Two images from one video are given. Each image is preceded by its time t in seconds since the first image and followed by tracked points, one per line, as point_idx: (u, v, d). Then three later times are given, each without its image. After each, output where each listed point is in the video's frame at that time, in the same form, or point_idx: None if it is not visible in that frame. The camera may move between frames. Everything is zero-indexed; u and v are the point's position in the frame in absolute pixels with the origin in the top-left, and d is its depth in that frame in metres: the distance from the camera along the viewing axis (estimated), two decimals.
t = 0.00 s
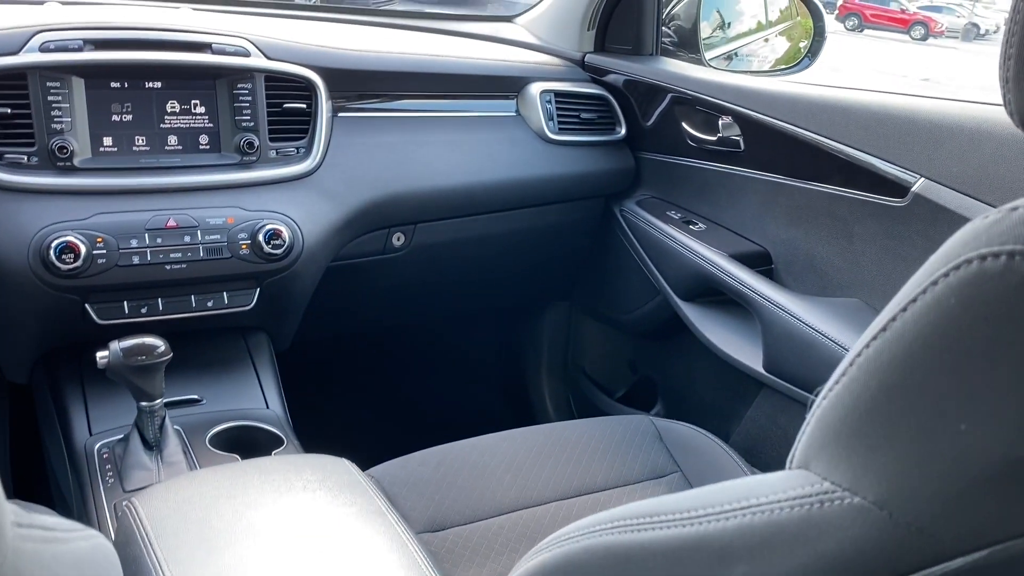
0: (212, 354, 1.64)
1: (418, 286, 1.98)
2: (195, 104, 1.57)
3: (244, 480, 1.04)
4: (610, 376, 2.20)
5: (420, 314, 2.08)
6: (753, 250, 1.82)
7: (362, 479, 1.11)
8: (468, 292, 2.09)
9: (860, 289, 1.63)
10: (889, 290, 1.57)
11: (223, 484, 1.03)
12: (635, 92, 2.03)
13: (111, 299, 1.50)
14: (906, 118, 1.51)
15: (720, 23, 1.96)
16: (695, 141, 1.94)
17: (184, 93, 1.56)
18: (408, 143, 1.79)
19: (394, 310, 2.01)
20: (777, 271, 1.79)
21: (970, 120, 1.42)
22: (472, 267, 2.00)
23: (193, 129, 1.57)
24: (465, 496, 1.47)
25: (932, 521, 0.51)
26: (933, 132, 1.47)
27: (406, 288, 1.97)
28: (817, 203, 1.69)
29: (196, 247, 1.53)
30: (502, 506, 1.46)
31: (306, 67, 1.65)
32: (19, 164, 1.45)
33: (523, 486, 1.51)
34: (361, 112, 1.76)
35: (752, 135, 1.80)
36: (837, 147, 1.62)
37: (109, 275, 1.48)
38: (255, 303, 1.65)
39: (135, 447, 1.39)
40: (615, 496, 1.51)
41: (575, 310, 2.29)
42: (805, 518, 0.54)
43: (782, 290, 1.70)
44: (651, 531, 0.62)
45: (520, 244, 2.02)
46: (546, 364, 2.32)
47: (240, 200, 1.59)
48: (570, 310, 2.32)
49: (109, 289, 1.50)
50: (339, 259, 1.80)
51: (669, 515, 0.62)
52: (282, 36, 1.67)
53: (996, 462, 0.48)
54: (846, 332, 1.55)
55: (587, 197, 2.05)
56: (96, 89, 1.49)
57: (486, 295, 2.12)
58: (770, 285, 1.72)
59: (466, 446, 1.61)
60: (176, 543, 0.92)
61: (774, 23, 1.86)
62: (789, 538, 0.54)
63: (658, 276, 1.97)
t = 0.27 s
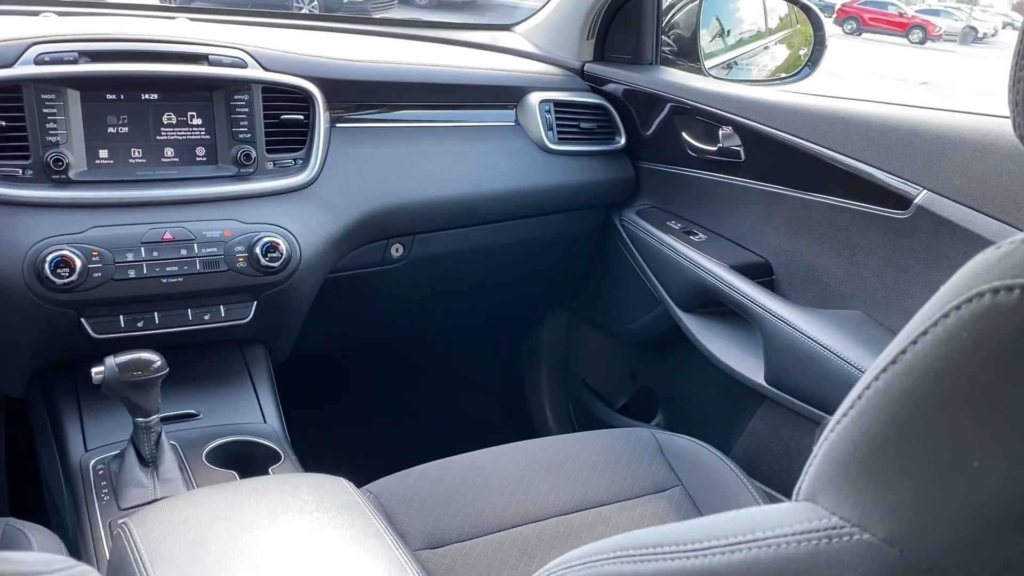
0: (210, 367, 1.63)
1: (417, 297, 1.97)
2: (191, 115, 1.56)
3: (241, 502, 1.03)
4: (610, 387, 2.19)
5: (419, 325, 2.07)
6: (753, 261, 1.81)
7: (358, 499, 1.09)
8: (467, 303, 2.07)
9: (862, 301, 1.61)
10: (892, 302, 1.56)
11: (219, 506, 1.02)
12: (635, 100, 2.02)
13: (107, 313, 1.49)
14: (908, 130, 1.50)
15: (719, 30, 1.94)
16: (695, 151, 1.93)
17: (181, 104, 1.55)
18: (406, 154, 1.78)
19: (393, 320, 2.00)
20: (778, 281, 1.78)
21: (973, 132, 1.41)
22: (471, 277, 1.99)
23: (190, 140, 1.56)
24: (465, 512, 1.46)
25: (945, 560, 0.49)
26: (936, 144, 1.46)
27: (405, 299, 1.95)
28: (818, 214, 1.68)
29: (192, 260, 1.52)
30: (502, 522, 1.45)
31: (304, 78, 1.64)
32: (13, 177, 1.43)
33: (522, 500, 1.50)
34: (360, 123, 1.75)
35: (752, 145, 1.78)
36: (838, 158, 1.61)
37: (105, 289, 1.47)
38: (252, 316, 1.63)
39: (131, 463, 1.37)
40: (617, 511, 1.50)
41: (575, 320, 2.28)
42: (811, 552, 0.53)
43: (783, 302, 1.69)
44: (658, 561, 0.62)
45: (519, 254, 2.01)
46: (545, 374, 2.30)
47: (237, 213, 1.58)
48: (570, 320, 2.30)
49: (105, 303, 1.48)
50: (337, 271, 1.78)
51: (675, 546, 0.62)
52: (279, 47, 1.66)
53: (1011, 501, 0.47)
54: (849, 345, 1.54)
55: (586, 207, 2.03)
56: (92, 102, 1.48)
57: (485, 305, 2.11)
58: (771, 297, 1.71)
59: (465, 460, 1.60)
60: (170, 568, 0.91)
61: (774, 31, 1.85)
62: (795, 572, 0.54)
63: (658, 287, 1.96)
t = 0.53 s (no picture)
0: (213, 375, 1.62)
1: (421, 304, 1.96)
2: (194, 122, 1.55)
3: (244, 516, 1.02)
4: (614, 394, 2.17)
5: (422, 332, 2.05)
6: (759, 268, 1.79)
7: (363, 512, 1.08)
8: (471, 309, 2.06)
9: (869, 309, 1.60)
10: (899, 310, 1.55)
11: (223, 520, 1.01)
12: (639, 106, 2.01)
13: (109, 322, 1.48)
14: (917, 137, 1.49)
15: (723, 35, 1.95)
16: (700, 157, 1.91)
17: (183, 111, 1.54)
18: (410, 160, 1.77)
19: (396, 328, 1.99)
20: (784, 289, 1.77)
21: (982, 139, 1.40)
22: (474, 284, 1.98)
23: (192, 147, 1.55)
24: (470, 523, 1.45)
25: None
26: (945, 151, 1.45)
27: (408, 306, 1.94)
28: (825, 220, 1.67)
29: (195, 268, 1.51)
30: (506, 532, 1.43)
31: (307, 85, 1.63)
32: (15, 185, 1.42)
33: (527, 510, 1.48)
34: (363, 129, 1.74)
35: (758, 152, 1.77)
36: (845, 165, 1.60)
37: (107, 298, 1.46)
38: (255, 324, 1.62)
39: (133, 474, 1.36)
40: (623, 521, 1.48)
41: (579, 326, 2.27)
42: None
43: (789, 309, 1.68)
44: None
45: (523, 260, 2.00)
46: (549, 380, 2.29)
47: (240, 220, 1.57)
48: (574, 326, 2.29)
49: (107, 312, 1.47)
50: (340, 278, 1.77)
51: (688, 566, 0.61)
52: (282, 53, 1.65)
53: None
54: (857, 354, 1.52)
55: (591, 213, 2.02)
56: (94, 109, 1.47)
57: (489, 312, 2.10)
58: (777, 304, 1.69)
59: (469, 469, 1.59)
60: None
61: (780, 35, 1.85)
62: None
63: (663, 293, 1.94)
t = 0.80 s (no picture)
0: (218, 382, 1.61)
1: (426, 309, 1.95)
2: (199, 128, 1.54)
3: (249, 528, 1.01)
4: (621, 399, 2.16)
5: (428, 337, 2.04)
6: (769, 274, 1.78)
7: (369, 525, 1.07)
8: (477, 313, 2.05)
9: (881, 316, 1.58)
10: (911, 318, 1.53)
11: (229, 532, 1.00)
12: (647, 110, 2.00)
13: (114, 328, 1.47)
14: (929, 142, 1.47)
15: (731, 38, 1.95)
16: (709, 161, 1.90)
17: (188, 116, 1.53)
18: (416, 165, 1.76)
19: (402, 333, 1.98)
20: (794, 295, 1.75)
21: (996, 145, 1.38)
22: (480, 289, 1.97)
23: (198, 153, 1.54)
24: (476, 532, 1.43)
25: None
26: (958, 157, 1.43)
27: (415, 311, 1.93)
28: (834, 225, 1.65)
29: (200, 275, 1.50)
30: (513, 542, 1.42)
31: (313, 89, 1.62)
32: (20, 191, 1.41)
33: (534, 519, 1.47)
34: (369, 134, 1.73)
35: (768, 157, 1.76)
36: (855, 171, 1.58)
37: (111, 304, 1.45)
38: (261, 330, 1.61)
39: (137, 483, 1.35)
40: (632, 531, 1.46)
41: (586, 331, 2.25)
42: None
43: (798, 316, 1.66)
44: None
45: (530, 265, 1.98)
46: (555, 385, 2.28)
47: (245, 226, 1.56)
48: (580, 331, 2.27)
49: (112, 319, 1.46)
50: (346, 284, 1.76)
51: None
52: (288, 58, 1.64)
53: None
54: (868, 362, 1.50)
55: (598, 218, 2.01)
56: (99, 114, 1.46)
57: (494, 317, 2.09)
58: (785, 310, 1.68)
59: (475, 477, 1.57)
60: None
61: (789, 38, 1.88)
62: None
63: (671, 298, 1.92)
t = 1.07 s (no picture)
0: (229, 386, 1.61)
1: (436, 312, 1.94)
2: (211, 131, 1.53)
3: (260, 535, 1.01)
4: (631, 404, 2.15)
5: (439, 341, 2.04)
6: (782, 278, 1.76)
7: (382, 533, 1.07)
8: (487, 317, 2.04)
9: (895, 322, 1.57)
10: (927, 324, 1.51)
11: (240, 539, 1.00)
12: (659, 113, 1.99)
13: (125, 332, 1.46)
14: (946, 147, 1.46)
15: (743, 40, 1.94)
16: (721, 165, 1.89)
17: (200, 120, 1.53)
18: (428, 169, 1.75)
19: (413, 336, 1.97)
20: (807, 300, 1.74)
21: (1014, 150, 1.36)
22: (491, 293, 1.96)
23: (210, 156, 1.54)
24: (487, 538, 1.42)
25: None
26: (975, 163, 1.41)
27: (425, 314, 1.92)
28: (848, 230, 1.64)
29: (211, 279, 1.50)
30: (525, 548, 1.41)
31: (325, 93, 1.62)
32: (32, 195, 1.41)
33: (545, 525, 1.46)
34: (381, 138, 1.72)
35: (782, 160, 1.74)
36: (871, 175, 1.57)
37: (123, 308, 1.44)
38: (272, 334, 1.61)
39: (148, 487, 1.34)
40: (643, 538, 1.45)
41: (596, 335, 2.24)
42: None
43: (812, 321, 1.65)
44: None
45: (540, 269, 1.98)
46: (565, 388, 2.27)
47: (256, 230, 1.56)
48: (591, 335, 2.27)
49: (123, 322, 1.46)
50: (357, 287, 1.76)
51: None
52: (300, 61, 1.64)
53: None
54: (883, 368, 1.49)
55: (609, 221, 2.00)
56: (111, 118, 1.46)
57: (505, 321, 2.08)
58: (799, 315, 1.66)
59: (486, 482, 1.56)
60: None
61: (801, 41, 1.88)
62: None
63: (683, 303, 1.91)
